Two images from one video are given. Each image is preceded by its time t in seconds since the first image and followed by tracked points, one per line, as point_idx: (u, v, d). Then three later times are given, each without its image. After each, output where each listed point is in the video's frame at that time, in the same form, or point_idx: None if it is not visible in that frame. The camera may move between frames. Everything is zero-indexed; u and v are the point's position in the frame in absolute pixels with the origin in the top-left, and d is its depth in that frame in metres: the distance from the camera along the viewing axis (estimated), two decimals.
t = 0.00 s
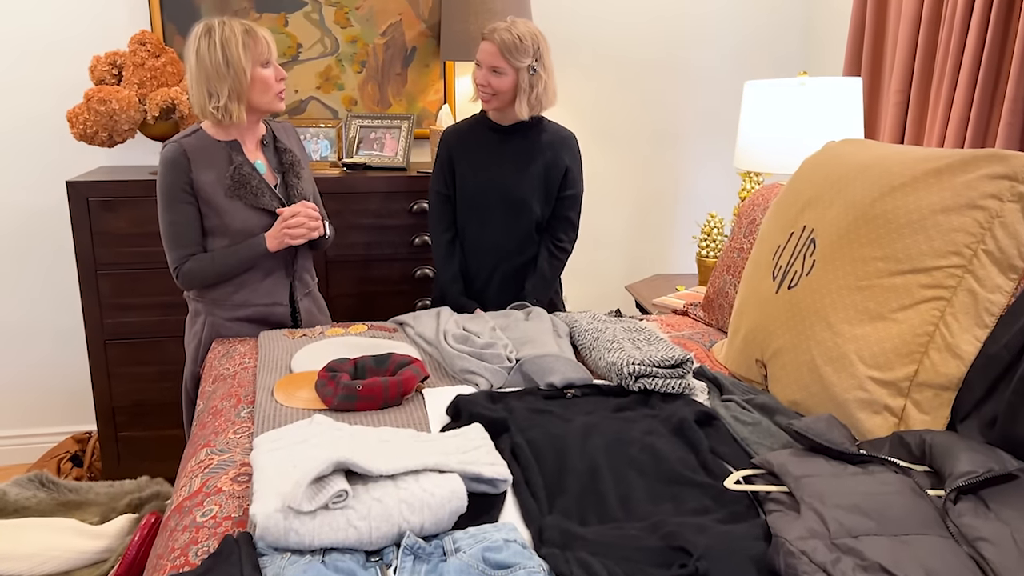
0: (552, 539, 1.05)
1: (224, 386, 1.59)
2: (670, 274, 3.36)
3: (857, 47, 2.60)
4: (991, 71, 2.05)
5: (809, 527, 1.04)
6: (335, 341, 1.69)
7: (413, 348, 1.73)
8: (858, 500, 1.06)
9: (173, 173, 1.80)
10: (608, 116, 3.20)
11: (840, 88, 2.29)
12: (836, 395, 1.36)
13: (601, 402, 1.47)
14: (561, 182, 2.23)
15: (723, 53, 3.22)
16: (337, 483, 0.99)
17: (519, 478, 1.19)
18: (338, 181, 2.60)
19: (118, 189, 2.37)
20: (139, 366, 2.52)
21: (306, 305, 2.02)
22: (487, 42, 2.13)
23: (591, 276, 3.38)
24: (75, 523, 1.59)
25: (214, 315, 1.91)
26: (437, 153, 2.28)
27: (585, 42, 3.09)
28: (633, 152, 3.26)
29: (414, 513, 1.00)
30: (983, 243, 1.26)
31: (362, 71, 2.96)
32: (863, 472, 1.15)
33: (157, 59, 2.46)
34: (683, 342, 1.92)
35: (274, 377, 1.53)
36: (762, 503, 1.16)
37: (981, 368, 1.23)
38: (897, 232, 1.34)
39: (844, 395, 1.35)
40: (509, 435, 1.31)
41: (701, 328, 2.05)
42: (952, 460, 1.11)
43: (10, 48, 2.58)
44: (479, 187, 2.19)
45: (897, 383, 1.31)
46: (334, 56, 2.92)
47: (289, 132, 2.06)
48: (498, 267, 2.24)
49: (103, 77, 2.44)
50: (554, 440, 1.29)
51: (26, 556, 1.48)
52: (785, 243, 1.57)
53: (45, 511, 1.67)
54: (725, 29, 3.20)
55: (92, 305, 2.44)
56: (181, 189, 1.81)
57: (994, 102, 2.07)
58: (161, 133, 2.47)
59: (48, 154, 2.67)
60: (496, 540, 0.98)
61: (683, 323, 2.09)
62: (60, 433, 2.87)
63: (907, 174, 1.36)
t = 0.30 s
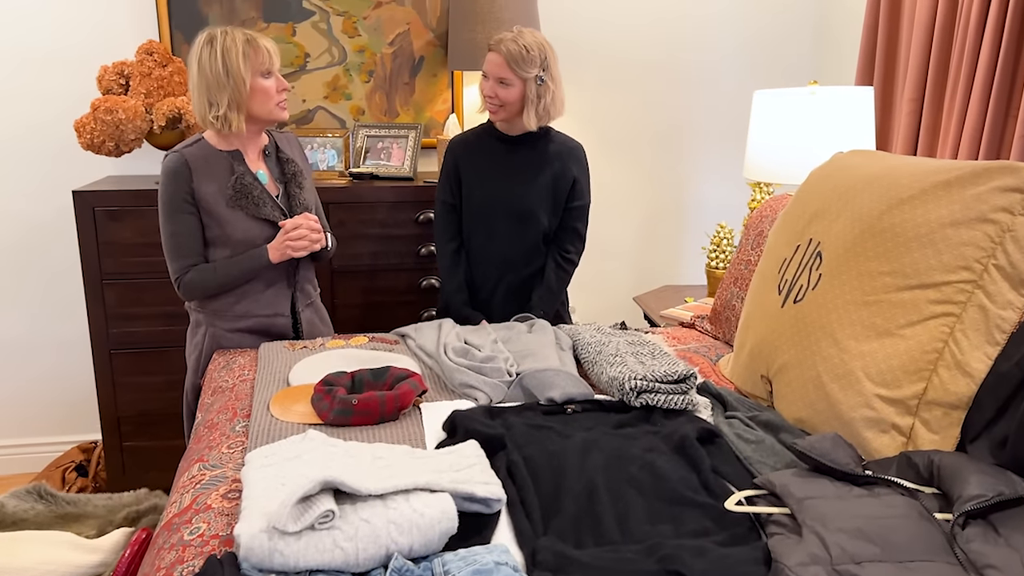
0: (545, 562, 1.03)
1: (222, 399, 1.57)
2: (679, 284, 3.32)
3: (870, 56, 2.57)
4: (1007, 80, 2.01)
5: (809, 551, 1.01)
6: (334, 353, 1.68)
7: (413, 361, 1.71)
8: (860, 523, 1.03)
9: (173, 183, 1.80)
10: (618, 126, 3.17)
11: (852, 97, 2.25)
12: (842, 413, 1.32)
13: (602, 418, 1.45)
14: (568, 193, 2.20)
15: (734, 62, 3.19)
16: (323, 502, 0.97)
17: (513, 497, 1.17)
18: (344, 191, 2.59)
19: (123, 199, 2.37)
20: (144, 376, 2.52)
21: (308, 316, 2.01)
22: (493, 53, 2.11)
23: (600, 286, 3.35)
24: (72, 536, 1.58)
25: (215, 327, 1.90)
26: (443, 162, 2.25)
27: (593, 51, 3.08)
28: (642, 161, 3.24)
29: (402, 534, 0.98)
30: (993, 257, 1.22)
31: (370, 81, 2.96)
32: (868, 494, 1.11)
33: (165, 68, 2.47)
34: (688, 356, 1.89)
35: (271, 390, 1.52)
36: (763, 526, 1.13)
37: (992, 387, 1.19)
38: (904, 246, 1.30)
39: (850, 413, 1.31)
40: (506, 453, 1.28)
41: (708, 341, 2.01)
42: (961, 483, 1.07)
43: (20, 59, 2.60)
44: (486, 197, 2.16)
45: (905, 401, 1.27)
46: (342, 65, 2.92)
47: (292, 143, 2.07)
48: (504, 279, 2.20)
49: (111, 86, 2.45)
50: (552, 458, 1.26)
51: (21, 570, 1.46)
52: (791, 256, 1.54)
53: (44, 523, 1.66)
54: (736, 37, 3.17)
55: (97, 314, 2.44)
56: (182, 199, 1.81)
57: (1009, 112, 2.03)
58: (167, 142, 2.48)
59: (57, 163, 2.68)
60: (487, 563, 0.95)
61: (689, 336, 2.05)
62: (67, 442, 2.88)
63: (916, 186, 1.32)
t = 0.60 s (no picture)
0: None
1: (214, 414, 1.55)
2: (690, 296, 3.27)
3: (885, 65, 2.51)
4: None
5: None
6: (329, 368, 1.65)
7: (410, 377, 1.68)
8: (860, 558, 0.98)
9: (172, 192, 1.79)
10: (628, 136, 3.13)
11: (865, 108, 2.20)
12: (846, 437, 1.27)
13: (598, 439, 1.40)
14: (573, 205, 2.16)
15: (747, 71, 3.14)
16: (299, 530, 0.95)
17: (502, 523, 1.13)
18: (349, 201, 2.57)
19: (127, 209, 2.37)
20: (148, 386, 2.51)
21: (307, 328, 1.99)
22: (497, 62, 2.07)
23: (609, 298, 3.31)
24: (63, 553, 1.56)
25: (212, 339, 1.88)
26: (446, 173, 2.22)
27: (603, 59, 3.04)
28: (652, 171, 3.19)
29: (380, 564, 0.95)
30: (1005, 277, 1.17)
31: (378, 90, 2.94)
32: (871, 525, 1.07)
33: (170, 78, 2.47)
34: (693, 373, 1.84)
35: (263, 407, 1.49)
36: (760, 557, 1.09)
37: (1004, 412, 1.14)
38: (912, 264, 1.25)
39: (855, 437, 1.26)
40: (496, 476, 1.24)
41: (714, 357, 1.97)
42: (969, 515, 1.02)
43: (30, 69, 2.61)
44: (488, 209, 2.13)
45: (913, 426, 1.22)
46: (349, 75, 2.91)
47: (294, 154, 2.05)
48: (506, 292, 2.17)
49: (116, 96, 2.45)
50: (544, 482, 1.22)
51: None
52: (796, 272, 1.50)
53: (35, 539, 1.66)
54: (748, 45, 3.12)
55: (101, 325, 2.44)
56: (180, 209, 1.79)
57: None
58: (172, 152, 2.48)
59: (64, 172, 2.69)
60: None
61: (695, 352, 2.01)
62: (73, 451, 2.88)
63: (924, 202, 1.27)
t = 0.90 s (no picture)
0: None
1: (208, 431, 1.52)
2: (705, 309, 3.20)
3: (907, 74, 2.44)
4: None
5: None
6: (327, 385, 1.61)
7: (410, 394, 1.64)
8: None
9: (171, 198, 1.78)
10: (643, 145, 3.08)
11: (885, 118, 2.13)
12: (860, 466, 1.21)
13: (600, 463, 1.35)
14: (581, 215, 2.11)
15: (765, 80, 3.08)
16: (276, 564, 0.96)
17: (493, 554, 1.08)
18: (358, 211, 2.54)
19: (135, 218, 2.36)
20: (154, 397, 2.49)
21: (308, 340, 1.96)
22: (505, 70, 2.03)
23: (623, 309, 3.25)
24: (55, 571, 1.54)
25: (212, 352, 1.86)
26: (453, 183, 2.18)
27: (618, 66, 2.99)
28: (667, 181, 3.14)
29: None
30: None
31: (389, 98, 2.91)
32: (882, 565, 1.01)
33: (179, 86, 2.46)
34: (703, 391, 1.78)
35: (257, 425, 1.46)
36: None
37: None
38: (930, 285, 1.19)
39: (869, 466, 1.19)
40: (490, 503, 1.20)
41: (726, 374, 1.90)
42: (987, 555, 0.96)
43: (43, 78, 2.62)
44: (495, 219, 2.09)
45: (930, 455, 1.16)
46: (361, 83, 2.88)
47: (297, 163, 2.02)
48: (513, 305, 2.13)
49: (126, 105, 2.44)
50: (540, 510, 1.17)
51: None
52: (809, 291, 1.44)
53: (30, 555, 1.75)
54: (766, 52, 3.05)
55: (108, 335, 2.43)
56: (178, 218, 1.78)
57: None
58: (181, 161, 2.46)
59: (76, 181, 2.69)
60: None
61: (706, 369, 1.94)
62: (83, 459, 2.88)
63: (943, 219, 1.21)
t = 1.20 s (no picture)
0: None
1: (207, 444, 1.50)
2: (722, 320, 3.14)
3: (932, 81, 2.37)
4: None
5: None
6: (327, 398, 1.58)
7: (412, 409, 1.60)
8: None
9: (174, 204, 1.77)
10: (660, 153, 3.03)
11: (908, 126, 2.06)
12: (873, 491, 1.15)
13: (603, 484, 1.31)
14: (592, 224, 2.07)
15: (786, 87, 3.02)
16: None
17: None
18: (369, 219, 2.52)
19: (146, 225, 2.35)
20: (163, 404, 2.49)
21: (311, 349, 1.94)
22: (515, 76, 1.99)
23: (638, 320, 3.19)
24: None
25: (216, 362, 1.86)
26: (462, 192, 2.15)
27: (634, 73, 2.94)
28: (685, 189, 3.08)
29: None
30: None
31: (402, 106, 2.86)
32: None
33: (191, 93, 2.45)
34: (715, 408, 1.73)
35: (255, 440, 1.44)
36: None
37: None
38: (949, 303, 1.14)
39: (883, 492, 1.14)
40: (487, 525, 1.16)
41: (739, 390, 1.85)
42: None
43: (60, 85, 2.64)
44: (503, 228, 2.06)
45: (948, 482, 1.10)
46: (374, 90, 2.84)
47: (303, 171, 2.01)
48: (522, 315, 2.09)
49: (139, 112, 2.45)
50: (537, 534, 1.13)
51: None
52: (823, 307, 1.38)
53: (30, 566, 1.87)
54: (785, 59, 2.99)
55: (119, 342, 2.43)
56: (180, 224, 1.77)
57: None
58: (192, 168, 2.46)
59: (91, 188, 2.71)
60: None
61: (719, 385, 1.89)
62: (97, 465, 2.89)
63: (962, 234, 1.16)
